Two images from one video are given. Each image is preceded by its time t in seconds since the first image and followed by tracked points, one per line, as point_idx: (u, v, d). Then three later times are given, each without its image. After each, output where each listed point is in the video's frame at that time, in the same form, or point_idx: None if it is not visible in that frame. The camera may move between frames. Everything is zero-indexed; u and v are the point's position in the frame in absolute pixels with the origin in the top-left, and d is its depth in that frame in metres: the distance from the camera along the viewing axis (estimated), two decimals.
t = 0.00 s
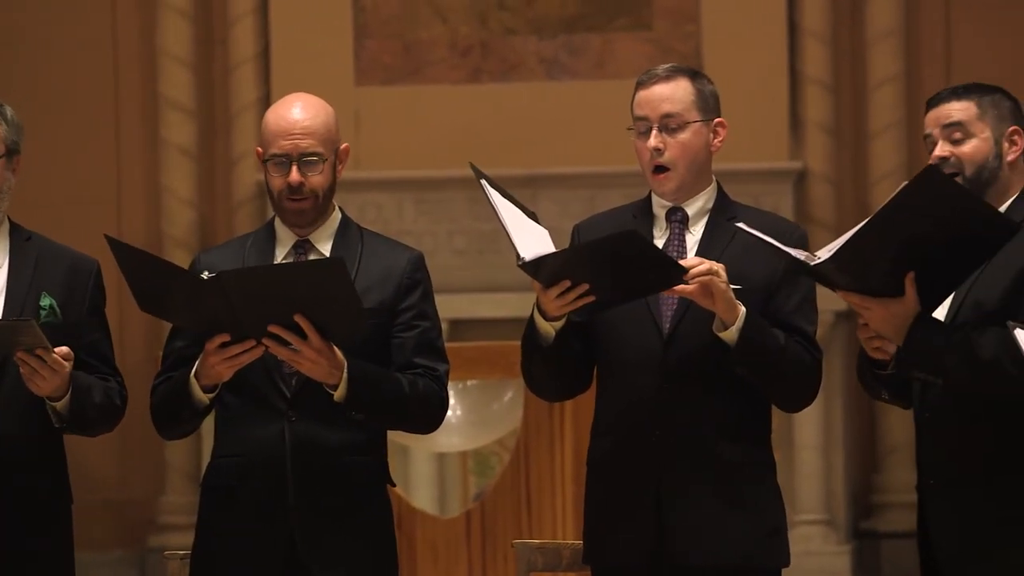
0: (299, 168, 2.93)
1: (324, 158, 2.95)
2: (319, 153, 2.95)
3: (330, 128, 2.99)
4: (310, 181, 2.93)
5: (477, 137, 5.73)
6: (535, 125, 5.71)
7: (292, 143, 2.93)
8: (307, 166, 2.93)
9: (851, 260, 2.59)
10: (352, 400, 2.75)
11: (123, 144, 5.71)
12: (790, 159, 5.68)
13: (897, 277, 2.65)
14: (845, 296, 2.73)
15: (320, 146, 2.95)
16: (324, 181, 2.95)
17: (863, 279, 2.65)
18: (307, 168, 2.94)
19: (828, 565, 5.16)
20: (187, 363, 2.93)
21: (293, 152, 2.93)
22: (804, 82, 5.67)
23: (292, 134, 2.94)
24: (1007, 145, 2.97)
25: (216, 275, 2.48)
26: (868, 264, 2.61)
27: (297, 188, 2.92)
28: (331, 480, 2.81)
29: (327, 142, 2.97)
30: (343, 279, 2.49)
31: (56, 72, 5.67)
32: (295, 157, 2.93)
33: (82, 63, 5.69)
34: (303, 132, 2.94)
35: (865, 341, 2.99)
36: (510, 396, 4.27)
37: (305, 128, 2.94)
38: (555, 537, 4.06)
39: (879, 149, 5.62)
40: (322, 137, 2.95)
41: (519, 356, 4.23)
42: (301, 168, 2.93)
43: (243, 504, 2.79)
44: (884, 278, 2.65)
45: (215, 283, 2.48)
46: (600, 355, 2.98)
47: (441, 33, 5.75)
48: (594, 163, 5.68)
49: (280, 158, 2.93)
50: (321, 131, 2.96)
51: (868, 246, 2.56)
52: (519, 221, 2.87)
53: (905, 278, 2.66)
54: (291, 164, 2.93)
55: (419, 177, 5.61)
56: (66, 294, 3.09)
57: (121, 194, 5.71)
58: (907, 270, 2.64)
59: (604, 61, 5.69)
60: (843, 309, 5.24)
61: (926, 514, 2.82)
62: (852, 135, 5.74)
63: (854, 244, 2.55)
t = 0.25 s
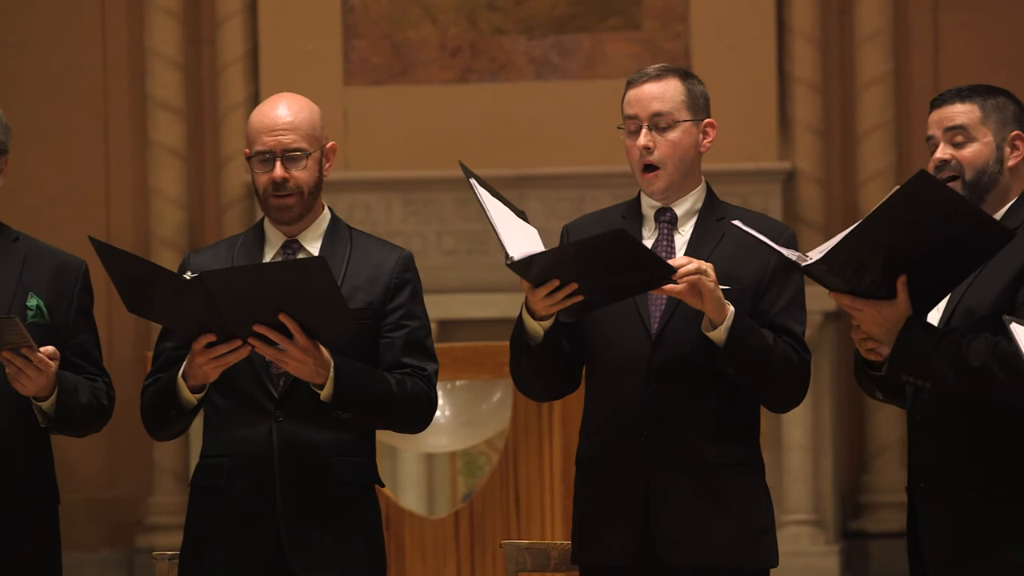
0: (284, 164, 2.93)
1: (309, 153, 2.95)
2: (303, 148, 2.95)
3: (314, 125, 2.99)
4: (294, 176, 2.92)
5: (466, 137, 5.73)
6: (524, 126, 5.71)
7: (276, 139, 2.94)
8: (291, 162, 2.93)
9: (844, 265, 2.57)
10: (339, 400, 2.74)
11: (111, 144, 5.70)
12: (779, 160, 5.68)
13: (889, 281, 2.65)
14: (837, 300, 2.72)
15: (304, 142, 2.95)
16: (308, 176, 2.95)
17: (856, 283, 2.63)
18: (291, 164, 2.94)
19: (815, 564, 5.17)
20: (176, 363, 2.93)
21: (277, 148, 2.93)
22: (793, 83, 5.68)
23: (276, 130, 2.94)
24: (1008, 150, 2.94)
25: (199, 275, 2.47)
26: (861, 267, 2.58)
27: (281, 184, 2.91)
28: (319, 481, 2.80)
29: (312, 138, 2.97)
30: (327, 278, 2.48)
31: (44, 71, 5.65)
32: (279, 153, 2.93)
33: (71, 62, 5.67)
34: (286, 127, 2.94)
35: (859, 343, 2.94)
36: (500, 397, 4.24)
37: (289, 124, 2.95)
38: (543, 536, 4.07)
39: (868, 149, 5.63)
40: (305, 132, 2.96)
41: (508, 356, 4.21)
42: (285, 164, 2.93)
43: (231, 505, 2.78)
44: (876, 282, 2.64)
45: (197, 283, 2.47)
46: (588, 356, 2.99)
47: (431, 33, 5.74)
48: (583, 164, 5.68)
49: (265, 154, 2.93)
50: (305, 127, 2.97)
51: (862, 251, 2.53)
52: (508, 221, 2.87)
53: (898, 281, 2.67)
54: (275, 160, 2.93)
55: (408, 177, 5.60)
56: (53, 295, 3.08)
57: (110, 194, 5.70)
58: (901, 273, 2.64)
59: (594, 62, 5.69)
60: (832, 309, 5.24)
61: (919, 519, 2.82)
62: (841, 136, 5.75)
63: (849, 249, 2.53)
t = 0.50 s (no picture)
0: (262, 156, 2.94)
1: (287, 145, 2.96)
2: (282, 141, 2.96)
3: (293, 119, 3.01)
4: (273, 168, 2.93)
5: (451, 136, 5.72)
6: (509, 126, 5.71)
7: (254, 131, 2.96)
8: (269, 154, 2.94)
9: (841, 267, 2.56)
10: (321, 397, 2.73)
11: (95, 144, 5.68)
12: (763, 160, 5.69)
13: (884, 284, 2.64)
14: (831, 301, 2.71)
15: (283, 135, 2.97)
16: (288, 168, 2.95)
17: (852, 286, 2.63)
18: (269, 157, 2.95)
19: (800, 565, 5.17)
20: (159, 363, 2.92)
21: (255, 140, 2.95)
22: (777, 84, 5.69)
23: (255, 123, 2.96)
24: (1006, 155, 2.97)
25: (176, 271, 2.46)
26: (859, 267, 2.57)
27: (260, 176, 2.92)
28: (303, 480, 2.80)
29: (291, 132, 2.99)
30: (308, 273, 2.48)
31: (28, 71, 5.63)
32: (257, 145, 2.94)
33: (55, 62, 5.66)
34: (265, 121, 2.96)
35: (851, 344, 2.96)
36: (484, 397, 4.23)
37: (267, 118, 2.97)
38: (527, 536, 4.06)
39: (852, 150, 5.64)
40: (284, 125, 2.98)
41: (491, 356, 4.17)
42: (263, 156, 2.94)
43: (215, 505, 2.77)
44: (873, 283, 2.63)
45: (174, 279, 2.46)
46: (571, 355, 2.99)
47: (415, 33, 5.74)
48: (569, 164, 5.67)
49: (244, 147, 2.95)
50: (284, 121, 2.98)
51: (861, 252, 2.53)
52: (492, 219, 2.86)
53: (892, 284, 2.66)
54: (253, 152, 2.94)
55: (393, 177, 5.59)
56: (34, 295, 3.07)
57: (94, 194, 5.67)
58: (896, 277, 2.63)
59: (578, 62, 5.69)
60: (816, 309, 5.26)
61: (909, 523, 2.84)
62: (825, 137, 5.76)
63: (848, 250, 2.52)
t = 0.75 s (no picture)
0: (239, 153, 2.94)
1: (264, 141, 2.95)
2: (260, 137, 2.96)
3: (274, 115, 3.00)
4: (251, 164, 2.93)
5: (436, 136, 5.71)
6: (495, 126, 5.71)
7: (232, 128, 2.95)
8: (246, 150, 2.94)
9: (845, 271, 2.57)
10: (305, 397, 2.73)
11: (81, 144, 5.66)
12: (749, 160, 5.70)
13: (885, 289, 2.64)
14: (832, 305, 2.71)
15: (261, 131, 2.96)
16: (266, 164, 2.94)
17: (853, 290, 2.63)
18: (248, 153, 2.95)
19: (786, 564, 5.18)
20: (144, 364, 2.91)
21: (233, 137, 2.95)
22: (763, 85, 5.70)
23: (233, 121, 2.96)
24: (1002, 158, 2.97)
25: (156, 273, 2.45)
26: (862, 272, 2.57)
27: (237, 172, 2.92)
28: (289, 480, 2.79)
29: (270, 128, 2.98)
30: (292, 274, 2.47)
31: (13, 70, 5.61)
32: (235, 142, 2.94)
33: (40, 62, 5.64)
34: (244, 118, 2.96)
35: (846, 345, 2.95)
36: (469, 397, 4.23)
37: (246, 115, 2.97)
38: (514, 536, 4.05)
39: (838, 150, 5.66)
40: (263, 122, 2.97)
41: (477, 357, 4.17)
42: (240, 153, 2.94)
43: (201, 505, 2.76)
44: (874, 288, 2.62)
45: (155, 281, 2.45)
46: (557, 354, 2.99)
47: (400, 32, 5.73)
48: (554, 164, 5.67)
49: (222, 144, 2.94)
50: (263, 119, 2.98)
51: (866, 258, 2.53)
52: (477, 219, 2.86)
53: (893, 289, 2.65)
54: (231, 149, 2.94)
55: (378, 177, 5.59)
56: (15, 295, 3.06)
57: (79, 194, 5.65)
58: (896, 282, 2.62)
59: (564, 62, 5.69)
60: (802, 308, 5.27)
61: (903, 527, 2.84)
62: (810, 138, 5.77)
63: (853, 255, 2.53)
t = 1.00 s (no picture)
0: (229, 154, 2.94)
1: (254, 142, 2.95)
2: (250, 138, 2.96)
3: (264, 115, 3.00)
4: (241, 165, 2.93)
5: (431, 137, 5.71)
6: (490, 126, 5.71)
7: (221, 130, 2.96)
8: (236, 151, 2.94)
9: (855, 277, 2.58)
10: (301, 400, 2.73)
11: (75, 144, 5.66)
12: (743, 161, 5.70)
13: (893, 295, 2.65)
14: (840, 309, 2.71)
15: (250, 131, 2.96)
16: (257, 164, 2.94)
17: (860, 295, 2.64)
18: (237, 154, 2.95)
19: (781, 565, 5.19)
20: (139, 365, 2.91)
21: (222, 138, 2.95)
22: (757, 86, 5.70)
23: (222, 122, 2.96)
24: (1015, 166, 2.94)
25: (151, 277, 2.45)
26: (869, 278, 2.58)
27: (227, 174, 2.92)
28: (284, 481, 2.79)
29: (259, 128, 2.98)
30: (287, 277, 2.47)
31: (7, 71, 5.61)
32: (224, 143, 2.94)
33: (34, 63, 5.63)
34: (234, 120, 2.96)
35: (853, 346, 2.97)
36: (464, 398, 4.24)
37: (235, 116, 2.97)
38: (508, 537, 4.02)
39: (832, 151, 5.66)
40: (252, 123, 2.97)
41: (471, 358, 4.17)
42: (229, 154, 2.94)
43: (195, 506, 2.76)
44: (880, 293, 2.63)
45: (150, 285, 2.46)
46: (551, 354, 3.00)
47: (394, 33, 5.73)
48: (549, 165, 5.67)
49: (212, 146, 2.95)
50: (252, 120, 2.98)
51: (877, 263, 2.54)
52: (473, 219, 2.86)
53: (901, 296, 2.66)
54: (221, 151, 2.94)
55: (373, 178, 5.59)
56: (4, 295, 3.05)
57: (73, 195, 5.65)
58: (904, 289, 2.63)
59: (559, 62, 5.70)
60: (796, 309, 5.27)
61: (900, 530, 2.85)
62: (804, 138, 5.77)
63: (864, 261, 2.53)
